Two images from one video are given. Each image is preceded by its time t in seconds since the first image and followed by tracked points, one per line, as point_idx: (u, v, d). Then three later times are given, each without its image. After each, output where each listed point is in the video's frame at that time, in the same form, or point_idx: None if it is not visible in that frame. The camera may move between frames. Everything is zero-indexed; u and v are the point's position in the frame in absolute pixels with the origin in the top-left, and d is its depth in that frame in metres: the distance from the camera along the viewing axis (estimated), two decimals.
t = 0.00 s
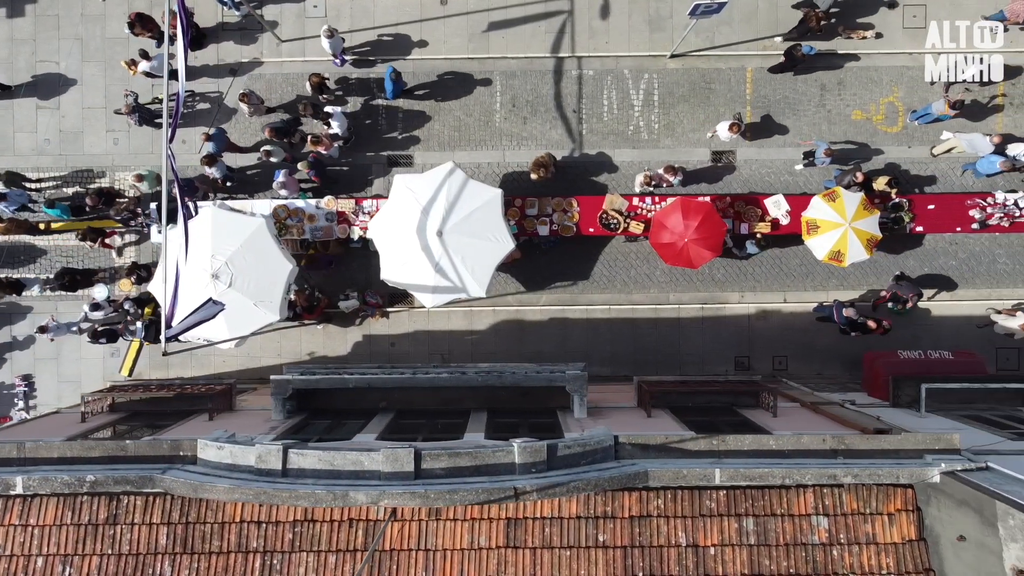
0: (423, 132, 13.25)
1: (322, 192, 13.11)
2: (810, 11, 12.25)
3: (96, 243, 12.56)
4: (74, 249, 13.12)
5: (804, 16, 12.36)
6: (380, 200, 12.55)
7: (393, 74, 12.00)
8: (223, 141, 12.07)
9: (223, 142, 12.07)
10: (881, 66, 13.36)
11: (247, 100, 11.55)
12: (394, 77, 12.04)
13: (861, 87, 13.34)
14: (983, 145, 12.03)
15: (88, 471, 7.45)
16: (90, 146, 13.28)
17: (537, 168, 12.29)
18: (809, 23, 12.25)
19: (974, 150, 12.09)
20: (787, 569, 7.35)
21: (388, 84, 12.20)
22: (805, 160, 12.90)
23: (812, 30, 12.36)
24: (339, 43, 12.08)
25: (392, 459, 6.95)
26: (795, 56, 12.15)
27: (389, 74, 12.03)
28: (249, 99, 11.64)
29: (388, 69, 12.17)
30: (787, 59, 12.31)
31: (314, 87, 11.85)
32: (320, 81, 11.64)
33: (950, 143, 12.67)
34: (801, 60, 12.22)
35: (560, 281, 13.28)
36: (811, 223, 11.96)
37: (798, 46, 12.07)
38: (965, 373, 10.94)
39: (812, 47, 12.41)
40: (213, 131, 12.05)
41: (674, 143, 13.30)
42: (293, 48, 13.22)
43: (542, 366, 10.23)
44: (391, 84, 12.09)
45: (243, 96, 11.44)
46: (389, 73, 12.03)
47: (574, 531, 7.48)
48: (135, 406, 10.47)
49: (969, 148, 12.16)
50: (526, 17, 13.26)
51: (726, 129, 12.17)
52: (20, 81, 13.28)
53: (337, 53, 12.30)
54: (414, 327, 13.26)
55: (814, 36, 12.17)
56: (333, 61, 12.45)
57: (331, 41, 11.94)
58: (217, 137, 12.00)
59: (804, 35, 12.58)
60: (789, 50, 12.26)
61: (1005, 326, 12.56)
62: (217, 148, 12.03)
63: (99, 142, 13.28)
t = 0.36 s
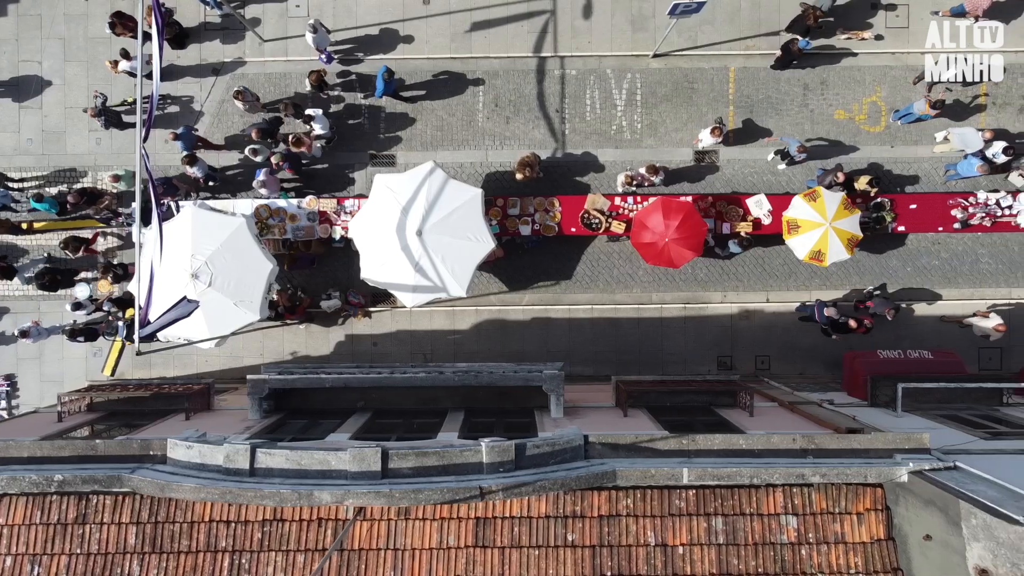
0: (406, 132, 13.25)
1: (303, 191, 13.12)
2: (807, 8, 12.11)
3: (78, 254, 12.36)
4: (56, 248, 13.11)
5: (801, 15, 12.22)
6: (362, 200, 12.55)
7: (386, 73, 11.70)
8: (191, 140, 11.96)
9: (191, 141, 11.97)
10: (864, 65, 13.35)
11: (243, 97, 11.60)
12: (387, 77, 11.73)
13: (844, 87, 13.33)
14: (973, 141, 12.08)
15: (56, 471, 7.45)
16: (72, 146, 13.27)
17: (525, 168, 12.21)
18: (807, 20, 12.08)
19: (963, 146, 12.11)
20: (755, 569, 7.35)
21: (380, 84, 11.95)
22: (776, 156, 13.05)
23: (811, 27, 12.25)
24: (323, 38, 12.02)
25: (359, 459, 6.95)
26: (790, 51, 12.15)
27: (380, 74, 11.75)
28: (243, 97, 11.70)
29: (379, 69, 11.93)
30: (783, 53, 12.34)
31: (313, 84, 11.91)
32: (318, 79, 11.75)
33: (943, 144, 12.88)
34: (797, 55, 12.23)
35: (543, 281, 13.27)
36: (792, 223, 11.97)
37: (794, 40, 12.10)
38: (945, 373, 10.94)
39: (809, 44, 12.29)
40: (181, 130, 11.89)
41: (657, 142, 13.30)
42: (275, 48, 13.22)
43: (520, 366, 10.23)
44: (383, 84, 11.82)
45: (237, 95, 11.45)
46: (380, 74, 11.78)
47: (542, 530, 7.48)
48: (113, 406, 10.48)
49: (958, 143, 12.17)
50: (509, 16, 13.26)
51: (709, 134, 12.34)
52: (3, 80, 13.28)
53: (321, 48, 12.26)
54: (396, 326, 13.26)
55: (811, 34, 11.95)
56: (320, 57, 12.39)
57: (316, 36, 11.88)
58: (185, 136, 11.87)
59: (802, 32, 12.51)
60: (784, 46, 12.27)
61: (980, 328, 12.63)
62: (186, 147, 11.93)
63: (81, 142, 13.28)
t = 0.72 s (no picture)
0: (389, 132, 13.25)
1: (284, 190, 13.12)
2: (806, 8, 12.19)
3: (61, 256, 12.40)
4: (38, 248, 13.10)
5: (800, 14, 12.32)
6: (343, 199, 12.55)
7: (379, 77, 11.90)
8: (162, 137, 12.21)
9: (161, 138, 12.19)
10: (847, 65, 13.34)
11: (237, 90, 11.72)
12: (379, 81, 11.90)
13: (827, 87, 13.32)
14: (963, 133, 12.12)
15: (25, 471, 7.45)
16: (54, 145, 13.26)
17: (512, 168, 12.28)
18: (806, 20, 12.17)
19: (953, 138, 12.14)
20: (724, 568, 7.33)
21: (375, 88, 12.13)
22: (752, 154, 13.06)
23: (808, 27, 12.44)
24: (307, 32, 12.01)
25: (325, 458, 6.95)
26: (785, 50, 12.31)
27: (374, 78, 11.97)
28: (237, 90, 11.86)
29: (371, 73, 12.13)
30: (777, 52, 12.48)
31: (309, 80, 12.06)
32: (316, 73, 11.88)
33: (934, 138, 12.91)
34: (791, 55, 12.43)
35: (525, 280, 13.26)
36: (773, 223, 11.95)
37: (790, 40, 12.25)
38: (924, 373, 10.94)
39: (804, 44, 12.49)
40: (150, 128, 12.09)
41: (640, 142, 13.29)
42: (257, 47, 13.21)
43: (498, 365, 10.21)
44: (377, 87, 12.00)
45: (230, 88, 11.57)
46: (373, 78, 11.97)
47: (511, 529, 7.47)
48: (90, 405, 10.47)
49: (948, 135, 12.20)
50: (491, 16, 13.26)
51: (692, 138, 12.26)
52: None
53: (305, 43, 12.28)
54: (379, 326, 13.25)
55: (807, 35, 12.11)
56: (305, 53, 12.46)
57: (301, 31, 11.88)
58: (155, 133, 12.12)
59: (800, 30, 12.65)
60: (779, 44, 12.37)
61: (952, 327, 12.54)
62: (155, 144, 12.11)
63: (63, 142, 13.27)
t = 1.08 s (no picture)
0: (371, 132, 13.24)
1: (267, 190, 13.11)
2: (803, 6, 12.34)
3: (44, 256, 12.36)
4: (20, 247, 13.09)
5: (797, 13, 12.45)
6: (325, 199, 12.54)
7: (370, 78, 12.12)
8: (129, 131, 11.80)
9: (128, 132, 11.75)
10: (830, 64, 13.34)
11: (234, 83, 11.54)
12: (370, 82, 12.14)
13: (809, 86, 13.32)
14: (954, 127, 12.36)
15: None
16: (36, 145, 13.24)
17: (498, 168, 12.23)
18: (802, 18, 12.35)
19: (947, 133, 12.38)
20: (692, 568, 7.33)
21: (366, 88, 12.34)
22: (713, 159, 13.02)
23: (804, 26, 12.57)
24: (292, 29, 11.97)
25: (292, 457, 6.96)
26: (783, 51, 12.22)
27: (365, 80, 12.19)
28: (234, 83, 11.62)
29: (363, 73, 12.25)
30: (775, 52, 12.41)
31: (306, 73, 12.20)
32: (310, 67, 12.05)
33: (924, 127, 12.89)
34: (789, 55, 12.32)
35: (508, 280, 13.26)
36: (753, 223, 11.94)
37: (787, 40, 12.20)
38: (903, 372, 10.94)
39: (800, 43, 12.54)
40: (118, 121, 11.72)
41: (622, 141, 13.29)
42: (239, 47, 13.20)
43: (475, 365, 10.21)
44: (370, 89, 12.27)
45: (226, 82, 11.32)
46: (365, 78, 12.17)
47: (479, 529, 7.47)
48: (67, 405, 10.46)
49: (942, 130, 12.43)
50: (474, 15, 13.26)
51: (683, 144, 12.12)
52: None
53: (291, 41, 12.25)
54: (361, 325, 13.25)
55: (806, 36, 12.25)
56: (290, 49, 12.53)
57: (285, 27, 11.78)
58: (121, 126, 11.69)
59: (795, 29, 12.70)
60: (776, 44, 12.31)
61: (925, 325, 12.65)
62: (122, 139, 11.75)
63: (46, 141, 13.25)
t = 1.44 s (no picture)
0: (353, 131, 13.23)
1: (249, 190, 13.09)
2: (801, 3, 12.33)
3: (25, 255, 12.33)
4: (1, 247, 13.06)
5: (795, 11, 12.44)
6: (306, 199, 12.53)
7: (362, 75, 12.03)
8: (97, 127, 11.78)
9: (96, 128, 11.77)
10: (812, 64, 13.33)
11: (229, 80, 12.06)
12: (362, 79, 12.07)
13: (791, 86, 13.31)
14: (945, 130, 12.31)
15: None
16: (18, 144, 13.22)
17: (482, 169, 12.27)
18: (800, 16, 12.34)
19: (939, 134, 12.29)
20: (659, 568, 7.33)
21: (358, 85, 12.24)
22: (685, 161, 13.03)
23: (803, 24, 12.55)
24: (284, 29, 12.10)
25: (257, 457, 6.95)
26: (779, 48, 12.31)
27: (358, 76, 12.07)
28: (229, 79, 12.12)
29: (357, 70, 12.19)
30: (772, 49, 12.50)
31: (298, 68, 11.97)
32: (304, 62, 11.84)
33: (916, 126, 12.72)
34: (785, 52, 12.41)
35: (490, 280, 13.25)
36: (734, 222, 11.93)
37: (785, 38, 12.26)
38: (881, 372, 10.94)
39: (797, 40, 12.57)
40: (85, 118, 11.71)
41: (604, 141, 13.29)
42: (221, 46, 13.19)
43: (452, 365, 10.21)
44: (361, 85, 12.16)
45: (221, 77, 11.84)
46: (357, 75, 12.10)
47: (447, 529, 7.46)
48: (44, 404, 10.45)
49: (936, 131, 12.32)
50: (456, 14, 13.26)
51: (675, 151, 12.07)
52: None
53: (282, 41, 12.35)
54: (343, 325, 13.25)
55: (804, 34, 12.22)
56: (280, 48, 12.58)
57: (277, 27, 11.90)
58: (90, 123, 11.71)
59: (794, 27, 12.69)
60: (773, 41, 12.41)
61: (897, 328, 12.85)
62: (90, 134, 11.71)
63: (27, 141, 13.23)
